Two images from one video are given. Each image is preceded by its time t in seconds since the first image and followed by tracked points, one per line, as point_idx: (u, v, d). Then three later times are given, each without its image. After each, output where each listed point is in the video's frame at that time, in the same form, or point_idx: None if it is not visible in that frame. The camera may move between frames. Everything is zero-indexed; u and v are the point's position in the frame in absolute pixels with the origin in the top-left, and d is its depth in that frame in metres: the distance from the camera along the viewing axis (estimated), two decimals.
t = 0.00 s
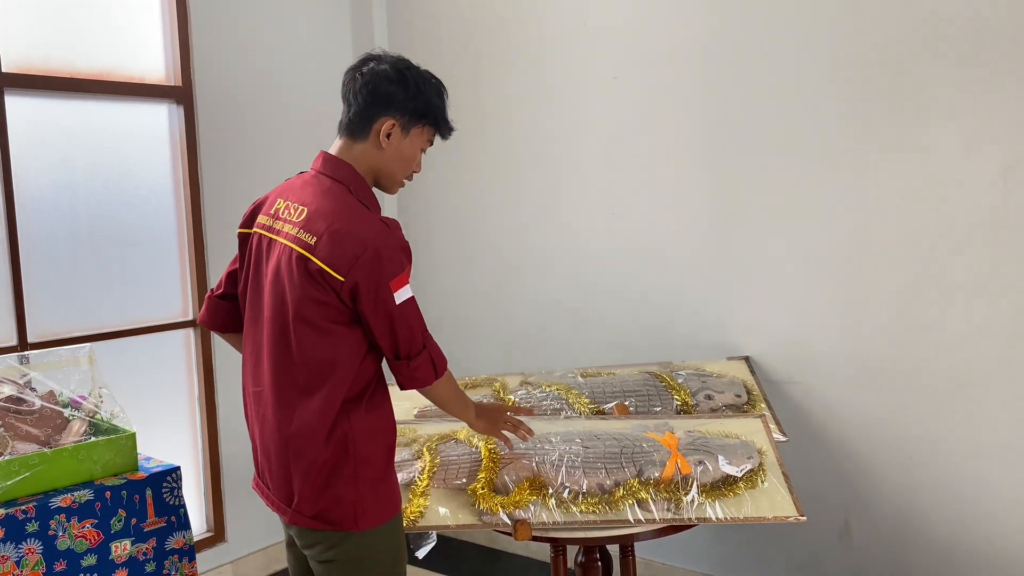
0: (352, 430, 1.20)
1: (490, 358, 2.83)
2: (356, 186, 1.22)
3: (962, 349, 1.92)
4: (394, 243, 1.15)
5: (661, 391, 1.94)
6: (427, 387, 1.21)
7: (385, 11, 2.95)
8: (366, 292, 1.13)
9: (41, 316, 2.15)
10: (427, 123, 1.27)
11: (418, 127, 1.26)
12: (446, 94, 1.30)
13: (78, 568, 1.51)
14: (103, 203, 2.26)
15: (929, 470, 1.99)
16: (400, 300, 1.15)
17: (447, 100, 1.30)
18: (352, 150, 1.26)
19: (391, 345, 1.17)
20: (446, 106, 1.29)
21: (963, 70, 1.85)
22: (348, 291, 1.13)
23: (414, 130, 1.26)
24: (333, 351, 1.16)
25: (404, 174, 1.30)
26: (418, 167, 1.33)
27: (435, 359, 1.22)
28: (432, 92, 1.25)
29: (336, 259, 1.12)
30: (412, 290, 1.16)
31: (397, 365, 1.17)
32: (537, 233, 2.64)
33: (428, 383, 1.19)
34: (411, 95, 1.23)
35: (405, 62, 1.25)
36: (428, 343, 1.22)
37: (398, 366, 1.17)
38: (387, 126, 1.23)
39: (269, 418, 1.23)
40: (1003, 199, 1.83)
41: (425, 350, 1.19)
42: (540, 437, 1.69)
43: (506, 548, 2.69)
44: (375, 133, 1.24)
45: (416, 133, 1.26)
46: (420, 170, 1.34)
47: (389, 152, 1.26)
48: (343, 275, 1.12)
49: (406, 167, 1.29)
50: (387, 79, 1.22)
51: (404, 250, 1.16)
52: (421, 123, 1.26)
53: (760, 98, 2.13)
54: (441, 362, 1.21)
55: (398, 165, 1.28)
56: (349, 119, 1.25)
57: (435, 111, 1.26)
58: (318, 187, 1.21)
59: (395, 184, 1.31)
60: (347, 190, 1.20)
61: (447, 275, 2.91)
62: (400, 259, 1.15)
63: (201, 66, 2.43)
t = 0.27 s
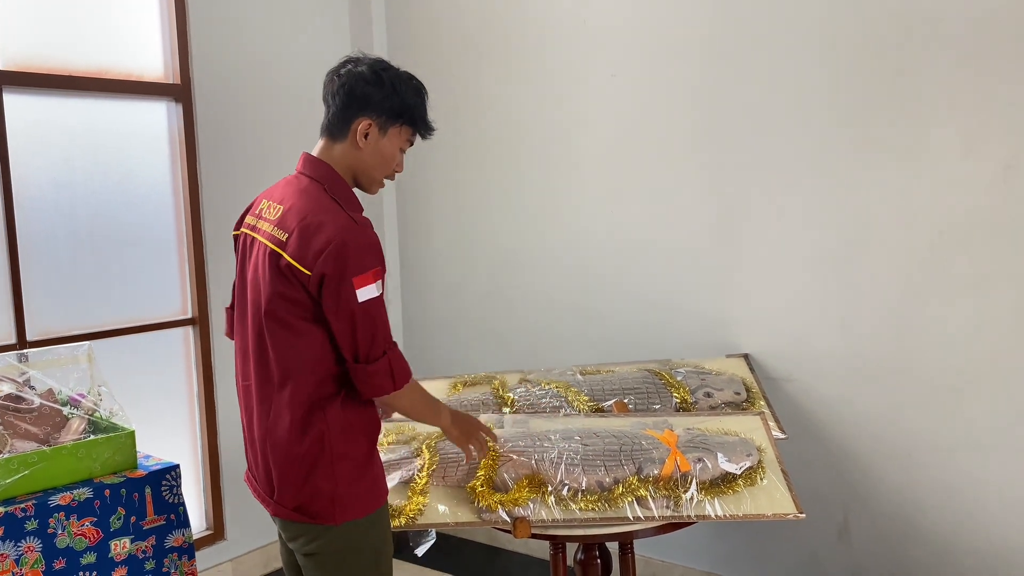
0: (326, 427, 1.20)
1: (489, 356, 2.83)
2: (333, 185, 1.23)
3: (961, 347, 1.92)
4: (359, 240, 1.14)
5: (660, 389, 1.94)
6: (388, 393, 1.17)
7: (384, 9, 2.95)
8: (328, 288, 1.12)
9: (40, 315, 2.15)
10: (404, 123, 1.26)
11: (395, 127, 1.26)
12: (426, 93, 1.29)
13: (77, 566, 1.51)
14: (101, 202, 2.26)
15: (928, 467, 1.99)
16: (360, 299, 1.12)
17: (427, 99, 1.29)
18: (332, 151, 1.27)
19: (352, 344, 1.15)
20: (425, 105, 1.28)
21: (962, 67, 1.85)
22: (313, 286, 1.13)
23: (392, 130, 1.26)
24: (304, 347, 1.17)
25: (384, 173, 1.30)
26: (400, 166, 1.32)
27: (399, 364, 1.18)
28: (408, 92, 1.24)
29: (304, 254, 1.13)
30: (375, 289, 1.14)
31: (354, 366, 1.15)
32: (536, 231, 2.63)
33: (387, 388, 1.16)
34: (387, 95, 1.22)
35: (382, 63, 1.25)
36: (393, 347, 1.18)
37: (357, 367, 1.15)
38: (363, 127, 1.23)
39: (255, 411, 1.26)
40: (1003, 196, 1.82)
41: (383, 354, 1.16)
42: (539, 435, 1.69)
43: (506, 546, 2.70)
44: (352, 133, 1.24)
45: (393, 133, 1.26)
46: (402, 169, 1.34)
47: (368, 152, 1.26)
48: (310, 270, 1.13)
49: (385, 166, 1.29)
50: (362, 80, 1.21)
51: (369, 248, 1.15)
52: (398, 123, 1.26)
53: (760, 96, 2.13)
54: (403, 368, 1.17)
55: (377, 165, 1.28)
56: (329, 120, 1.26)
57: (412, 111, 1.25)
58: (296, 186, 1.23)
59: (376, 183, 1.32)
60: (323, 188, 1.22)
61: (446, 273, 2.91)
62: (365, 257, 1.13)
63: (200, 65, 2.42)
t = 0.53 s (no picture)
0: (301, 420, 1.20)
1: (487, 354, 2.83)
2: (311, 179, 1.23)
3: (958, 344, 1.92)
4: (319, 230, 1.12)
5: (658, 387, 1.94)
6: (332, 392, 1.12)
7: (382, 7, 2.95)
8: (292, 277, 1.12)
9: (38, 313, 2.15)
10: (382, 116, 1.26)
11: (372, 120, 1.25)
12: (405, 87, 1.28)
13: (75, 565, 1.51)
14: (99, 200, 2.26)
15: (924, 465, 2.00)
16: (316, 289, 1.10)
17: (406, 94, 1.28)
18: (312, 148, 1.27)
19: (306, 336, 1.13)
20: (403, 99, 1.27)
21: (959, 65, 1.85)
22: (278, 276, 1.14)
23: (369, 124, 1.25)
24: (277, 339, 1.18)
25: (366, 168, 1.29)
26: (383, 161, 1.31)
27: (349, 365, 1.13)
28: (385, 85, 1.24)
29: (271, 245, 1.14)
30: (333, 280, 1.11)
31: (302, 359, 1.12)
32: (534, 229, 2.63)
33: (329, 386, 1.10)
34: (363, 88, 1.22)
35: (359, 59, 1.25)
36: (346, 345, 1.13)
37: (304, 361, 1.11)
38: (340, 122, 1.23)
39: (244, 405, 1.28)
40: (1000, 193, 1.83)
41: (327, 349, 1.11)
42: (537, 433, 1.69)
43: (505, 544, 2.70)
44: (330, 130, 1.24)
45: (371, 126, 1.26)
46: (386, 165, 1.32)
47: (347, 147, 1.26)
48: (276, 260, 1.13)
49: (366, 161, 1.28)
50: (337, 75, 1.22)
51: (332, 240, 1.13)
52: (376, 116, 1.25)
53: (757, 94, 2.13)
54: (351, 367, 1.13)
55: (357, 160, 1.27)
56: (309, 118, 1.27)
57: (389, 104, 1.25)
58: (278, 182, 1.24)
59: (360, 179, 1.31)
60: (300, 182, 1.22)
61: (444, 271, 2.91)
62: (325, 247, 1.11)
63: (198, 63, 2.42)
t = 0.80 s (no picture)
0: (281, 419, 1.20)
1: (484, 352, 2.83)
2: (301, 178, 1.23)
3: (954, 342, 1.93)
4: (293, 229, 1.12)
5: (654, 385, 1.94)
6: (284, 394, 1.09)
7: (378, 5, 2.94)
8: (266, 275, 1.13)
9: (34, 312, 2.14)
10: (376, 115, 1.25)
11: (365, 119, 1.25)
12: (399, 86, 1.28)
13: (72, 563, 1.51)
14: (95, 198, 2.26)
15: (920, 462, 2.00)
16: (283, 287, 1.09)
17: (400, 92, 1.28)
18: (307, 148, 1.27)
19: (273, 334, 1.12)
20: (398, 98, 1.27)
21: (955, 63, 1.85)
22: (257, 273, 1.14)
23: (362, 122, 1.25)
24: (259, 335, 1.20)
25: (361, 168, 1.28)
26: (379, 161, 1.30)
27: (306, 367, 1.09)
28: (379, 83, 1.24)
29: (251, 242, 1.15)
30: (302, 280, 1.10)
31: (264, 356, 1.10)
32: (530, 227, 2.63)
33: (280, 386, 1.07)
34: (356, 87, 1.22)
35: (353, 58, 1.26)
36: (307, 348, 1.10)
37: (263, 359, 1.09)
38: (333, 121, 1.23)
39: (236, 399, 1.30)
40: (996, 191, 1.83)
41: (286, 349, 1.08)
42: (533, 430, 1.70)
43: (502, 542, 2.70)
44: (324, 130, 1.25)
45: (365, 125, 1.25)
46: (383, 164, 1.32)
47: (340, 147, 1.26)
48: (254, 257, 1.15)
49: (360, 160, 1.27)
50: (331, 74, 1.23)
51: (307, 239, 1.12)
52: (368, 115, 1.25)
53: (753, 92, 2.13)
54: (309, 371, 1.09)
55: (351, 159, 1.27)
56: (305, 118, 1.27)
57: (382, 102, 1.25)
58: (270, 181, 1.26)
59: (356, 179, 1.30)
60: (288, 181, 1.22)
61: (441, 269, 2.91)
62: (296, 246, 1.10)
63: (194, 61, 2.42)
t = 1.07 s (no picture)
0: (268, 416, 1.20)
1: (479, 350, 2.83)
2: (293, 178, 1.23)
3: (947, 339, 1.94)
4: (278, 229, 1.12)
5: (649, 382, 1.95)
6: (260, 391, 1.09)
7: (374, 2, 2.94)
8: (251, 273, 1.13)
9: (27, 309, 2.14)
10: (371, 114, 1.25)
11: (360, 119, 1.25)
12: (395, 85, 1.28)
13: (66, 560, 1.51)
14: (89, 195, 2.25)
15: (913, 458, 2.01)
16: (266, 285, 1.09)
17: (396, 91, 1.28)
18: (302, 147, 1.27)
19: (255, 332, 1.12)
20: (393, 97, 1.27)
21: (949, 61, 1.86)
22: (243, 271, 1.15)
23: (357, 122, 1.25)
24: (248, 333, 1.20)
25: (355, 167, 1.29)
26: (374, 160, 1.30)
27: (284, 367, 1.10)
28: (373, 82, 1.24)
29: (239, 240, 1.16)
30: (285, 279, 1.10)
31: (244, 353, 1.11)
32: (526, 225, 2.64)
33: (256, 383, 1.08)
34: (350, 86, 1.22)
35: (348, 56, 1.26)
36: (286, 347, 1.10)
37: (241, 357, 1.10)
38: (327, 121, 1.23)
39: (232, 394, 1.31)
40: (989, 188, 1.84)
41: (263, 347, 1.09)
42: (528, 427, 1.70)
43: (497, 539, 2.70)
44: (318, 129, 1.25)
45: (359, 125, 1.25)
46: (378, 164, 1.32)
47: (334, 146, 1.26)
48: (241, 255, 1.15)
49: (355, 160, 1.28)
50: (325, 73, 1.23)
51: (292, 238, 1.11)
52: (363, 115, 1.25)
53: (748, 90, 2.14)
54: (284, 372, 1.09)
55: (345, 159, 1.27)
56: (299, 117, 1.27)
57: (377, 102, 1.24)
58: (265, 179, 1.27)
59: (351, 178, 1.30)
60: (281, 180, 1.22)
61: (437, 267, 2.91)
62: (279, 245, 1.10)
63: (189, 58, 2.41)
